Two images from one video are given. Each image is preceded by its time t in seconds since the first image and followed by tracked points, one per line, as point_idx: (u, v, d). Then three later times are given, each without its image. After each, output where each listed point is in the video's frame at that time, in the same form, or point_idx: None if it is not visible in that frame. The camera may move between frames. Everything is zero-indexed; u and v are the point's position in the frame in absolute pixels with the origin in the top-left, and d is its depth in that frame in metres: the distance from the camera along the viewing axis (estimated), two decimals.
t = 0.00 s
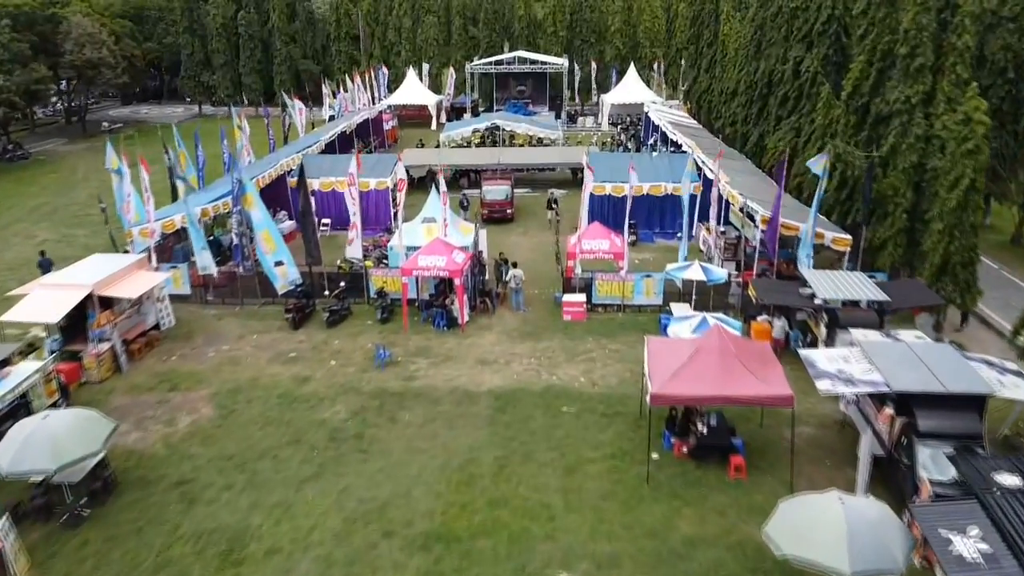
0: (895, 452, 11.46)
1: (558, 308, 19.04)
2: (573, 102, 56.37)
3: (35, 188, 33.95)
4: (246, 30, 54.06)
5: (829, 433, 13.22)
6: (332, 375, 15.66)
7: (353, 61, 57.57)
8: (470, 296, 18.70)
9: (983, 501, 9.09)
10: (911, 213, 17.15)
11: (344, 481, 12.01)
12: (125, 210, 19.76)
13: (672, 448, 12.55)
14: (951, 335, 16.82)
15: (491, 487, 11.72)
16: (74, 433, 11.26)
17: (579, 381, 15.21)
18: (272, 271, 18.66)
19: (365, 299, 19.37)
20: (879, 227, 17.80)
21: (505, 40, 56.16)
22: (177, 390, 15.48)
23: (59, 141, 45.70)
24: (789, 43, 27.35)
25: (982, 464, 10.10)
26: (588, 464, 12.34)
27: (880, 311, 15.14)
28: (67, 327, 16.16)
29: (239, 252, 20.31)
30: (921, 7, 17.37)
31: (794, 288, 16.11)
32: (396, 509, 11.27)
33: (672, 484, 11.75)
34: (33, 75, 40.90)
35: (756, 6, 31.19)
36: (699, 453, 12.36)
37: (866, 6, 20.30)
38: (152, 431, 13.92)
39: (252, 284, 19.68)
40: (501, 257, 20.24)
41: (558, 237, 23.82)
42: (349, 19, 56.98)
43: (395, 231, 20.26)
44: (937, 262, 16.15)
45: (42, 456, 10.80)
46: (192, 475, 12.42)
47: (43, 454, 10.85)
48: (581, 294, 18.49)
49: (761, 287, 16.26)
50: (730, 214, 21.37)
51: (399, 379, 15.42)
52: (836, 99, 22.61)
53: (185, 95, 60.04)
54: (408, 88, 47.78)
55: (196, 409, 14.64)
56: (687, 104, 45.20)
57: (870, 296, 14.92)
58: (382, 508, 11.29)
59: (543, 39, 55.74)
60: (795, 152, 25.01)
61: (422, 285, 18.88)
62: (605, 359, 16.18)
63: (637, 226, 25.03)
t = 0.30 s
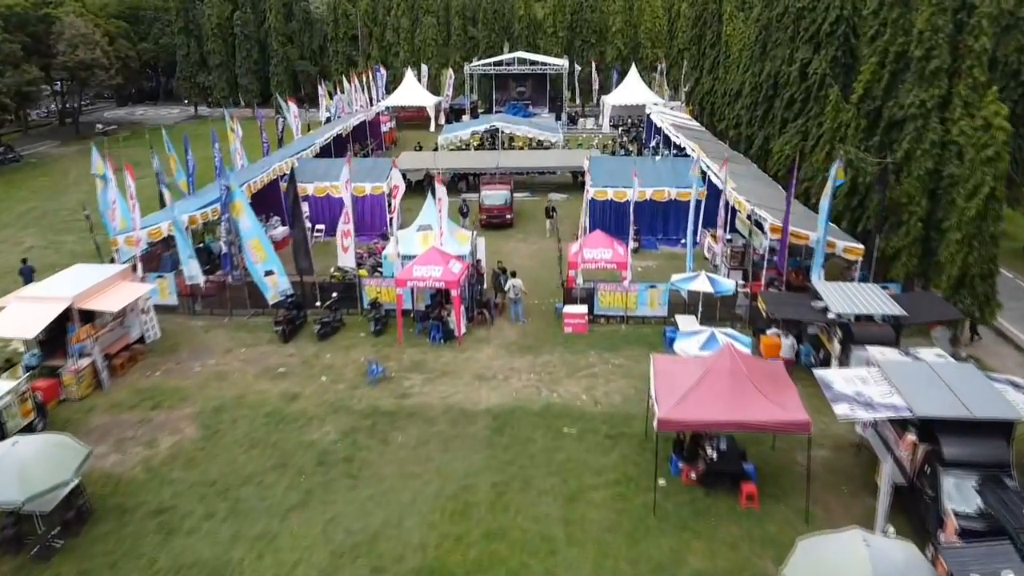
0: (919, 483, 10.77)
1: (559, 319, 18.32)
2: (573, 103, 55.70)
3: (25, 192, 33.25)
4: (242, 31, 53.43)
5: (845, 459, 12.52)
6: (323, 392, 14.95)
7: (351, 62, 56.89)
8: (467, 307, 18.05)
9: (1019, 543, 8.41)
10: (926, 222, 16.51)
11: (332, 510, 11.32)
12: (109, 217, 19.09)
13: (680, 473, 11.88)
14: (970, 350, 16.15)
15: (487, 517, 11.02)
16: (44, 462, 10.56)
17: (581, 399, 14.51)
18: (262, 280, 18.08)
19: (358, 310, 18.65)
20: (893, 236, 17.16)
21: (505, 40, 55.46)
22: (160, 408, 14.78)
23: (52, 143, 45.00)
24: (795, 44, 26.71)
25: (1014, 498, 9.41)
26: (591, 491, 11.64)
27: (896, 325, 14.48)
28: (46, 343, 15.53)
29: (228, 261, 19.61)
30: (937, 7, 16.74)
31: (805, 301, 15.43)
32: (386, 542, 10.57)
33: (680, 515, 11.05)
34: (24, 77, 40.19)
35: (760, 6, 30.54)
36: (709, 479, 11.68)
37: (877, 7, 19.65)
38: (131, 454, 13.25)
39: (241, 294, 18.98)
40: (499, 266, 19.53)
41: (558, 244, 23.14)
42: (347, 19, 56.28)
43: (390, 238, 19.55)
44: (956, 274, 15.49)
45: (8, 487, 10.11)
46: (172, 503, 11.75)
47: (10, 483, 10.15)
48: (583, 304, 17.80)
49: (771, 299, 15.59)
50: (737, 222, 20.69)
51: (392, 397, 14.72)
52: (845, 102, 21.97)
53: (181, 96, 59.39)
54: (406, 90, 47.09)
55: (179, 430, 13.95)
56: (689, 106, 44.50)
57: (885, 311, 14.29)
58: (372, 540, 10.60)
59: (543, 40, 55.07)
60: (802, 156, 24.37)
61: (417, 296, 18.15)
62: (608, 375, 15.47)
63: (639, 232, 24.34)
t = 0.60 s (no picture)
0: (944, 517, 10.08)
1: (560, 331, 17.59)
2: (574, 104, 54.99)
3: (14, 196, 32.57)
4: (238, 31, 52.96)
5: (863, 487, 11.83)
6: (312, 412, 14.26)
7: (348, 62, 56.17)
8: (464, 320, 17.34)
9: None
10: (943, 231, 15.95)
11: (318, 544, 10.62)
12: (93, 225, 18.44)
13: (689, 502, 11.21)
14: (990, 366, 15.51)
15: (483, 553, 10.33)
16: (8, 497, 9.79)
17: (583, 419, 13.81)
18: (251, 291, 17.42)
19: (351, 322, 17.92)
20: (908, 246, 16.49)
21: (505, 41, 54.75)
22: (140, 429, 14.09)
23: (44, 145, 44.31)
24: (802, 45, 26.10)
25: None
26: (594, 522, 10.94)
27: (914, 342, 13.77)
28: (23, 360, 14.92)
29: (216, 271, 18.92)
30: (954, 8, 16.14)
31: (817, 315, 14.72)
32: None
33: (689, 550, 10.36)
34: (15, 79, 39.47)
35: (765, 6, 29.92)
36: (719, 510, 11.01)
37: (890, 8, 19.00)
38: (109, 480, 12.58)
39: (229, 304, 18.28)
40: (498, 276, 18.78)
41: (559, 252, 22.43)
42: (344, 20, 55.56)
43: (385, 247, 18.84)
44: (976, 289, 14.94)
45: None
46: (148, 535, 11.06)
47: None
48: (585, 317, 17.09)
49: (781, 312, 14.90)
50: (744, 230, 20.01)
51: (385, 416, 14.01)
52: (856, 106, 21.28)
53: (176, 98, 58.71)
54: (404, 91, 46.42)
55: (160, 453, 13.25)
56: (692, 107, 43.80)
57: (901, 327, 13.64)
58: None
59: (543, 40, 54.39)
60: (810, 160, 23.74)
61: (413, 307, 17.44)
62: (611, 392, 14.78)
63: (642, 239, 23.66)
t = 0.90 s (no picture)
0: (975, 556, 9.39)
1: (561, 344, 16.86)
2: (574, 105, 54.27)
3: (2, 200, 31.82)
4: (233, 31, 52.23)
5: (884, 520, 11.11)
6: (300, 434, 13.53)
7: (346, 63, 55.40)
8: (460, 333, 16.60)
9: None
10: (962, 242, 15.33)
11: None
12: (77, 234, 17.76)
13: (699, 536, 10.47)
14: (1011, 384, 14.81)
15: None
16: None
17: (586, 441, 13.08)
18: (238, 302, 16.70)
19: (342, 335, 17.22)
20: (925, 258, 15.88)
21: (504, 41, 54.01)
22: (119, 452, 13.39)
23: (36, 148, 43.53)
24: (809, 46, 25.45)
25: None
26: (598, 559, 10.21)
27: (935, 361, 13.06)
28: None
29: (202, 281, 18.20)
30: (973, 10, 15.54)
31: (832, 332, 14.00)
32: None
33: None
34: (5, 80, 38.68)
35: (770, 6, 29.25)
36: (733, 546, 10.25)
37: (903, 8, 18.35)
38: (83, 509, 11.86)
39: (217, 317, 17.59)
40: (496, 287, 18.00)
41: (559, 261, 21.71)
42: (342, 20, 54.80)
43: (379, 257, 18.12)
44: (998, 304, 14.28)
45: None
46: (121, 571, 10.34)
47: None
48: (587, 331, 16.35)
49: (794, 329, 14.21)
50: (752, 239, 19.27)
51: (376, 439, 13.28)
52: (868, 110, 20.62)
53: (172, 99, 57.96)
54: (402, 93, 45.70)
55: (138, 480, 12.54)
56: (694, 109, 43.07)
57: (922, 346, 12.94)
58: None
59: (543, 41, 53.64)
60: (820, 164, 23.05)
61: (407, 320, 16.70)
62: (615, 412, 14.04)
63: (645, 246, 22.95)
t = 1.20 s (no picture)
0: None
1: (562, 359, 16.11)
2: (575, 107, 53.57)
3: None
4: (229, 32, 51.45)
5: (908, 559, 10.35)
6: (285, 459, 12.79)
7: (343, 64, 54.68)
8: (456, 348, 15.86)
9: None
10: (984, 254, 14.64)
11: None
12: (55, 243, 17.02)
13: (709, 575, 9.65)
14: None
15: None
16: None
17: (588, 466, 12.34)
18: (224, 315, 16.04)
19: (333, 349, 16.43)
20: (943, 270, 15.15)
21: (504, 41, 53.16)
22: (94, 477, 12.67)
23: (28, 150, 42.79)
24: (817, 49, 24.80)
25: None
26: None
27: (957, 382, 12.38)
28: None
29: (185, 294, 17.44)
30: (996, 11, 14.94)
31: (848, 351, 13.31)
32: None
33: None
34: None
35: (775, 6, 28.57)
36: None
37: (917, 8, 17.71)
38: (51, 541, 11.13)
39: (202, 330, 16.88)
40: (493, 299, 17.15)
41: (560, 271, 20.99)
42: (339, 20, 54.05)
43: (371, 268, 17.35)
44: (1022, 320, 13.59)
45: None
46: None
47: None
48: (589, 346, 15.59)
49: (808, 347, 13.47)
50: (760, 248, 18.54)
51: (365, 464, 12.53)
52: (880, 114, 19.92)
53: (168, 100, 57.30)
54: (400, 95, 44.98)
55: (112, 509, 11.81)
56: (697, 111, 42.40)
57: (942, 367, 12.22)
58: None
59: (543, 41, 52.89)
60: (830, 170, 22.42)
61: (401, 335, 15.93)
62: (619, 434, 13.30)
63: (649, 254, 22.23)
